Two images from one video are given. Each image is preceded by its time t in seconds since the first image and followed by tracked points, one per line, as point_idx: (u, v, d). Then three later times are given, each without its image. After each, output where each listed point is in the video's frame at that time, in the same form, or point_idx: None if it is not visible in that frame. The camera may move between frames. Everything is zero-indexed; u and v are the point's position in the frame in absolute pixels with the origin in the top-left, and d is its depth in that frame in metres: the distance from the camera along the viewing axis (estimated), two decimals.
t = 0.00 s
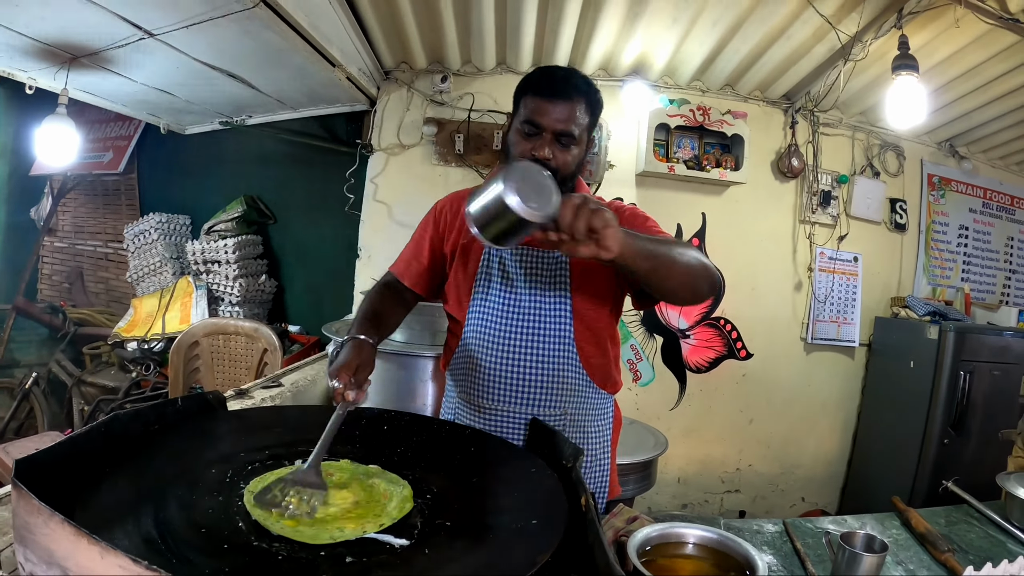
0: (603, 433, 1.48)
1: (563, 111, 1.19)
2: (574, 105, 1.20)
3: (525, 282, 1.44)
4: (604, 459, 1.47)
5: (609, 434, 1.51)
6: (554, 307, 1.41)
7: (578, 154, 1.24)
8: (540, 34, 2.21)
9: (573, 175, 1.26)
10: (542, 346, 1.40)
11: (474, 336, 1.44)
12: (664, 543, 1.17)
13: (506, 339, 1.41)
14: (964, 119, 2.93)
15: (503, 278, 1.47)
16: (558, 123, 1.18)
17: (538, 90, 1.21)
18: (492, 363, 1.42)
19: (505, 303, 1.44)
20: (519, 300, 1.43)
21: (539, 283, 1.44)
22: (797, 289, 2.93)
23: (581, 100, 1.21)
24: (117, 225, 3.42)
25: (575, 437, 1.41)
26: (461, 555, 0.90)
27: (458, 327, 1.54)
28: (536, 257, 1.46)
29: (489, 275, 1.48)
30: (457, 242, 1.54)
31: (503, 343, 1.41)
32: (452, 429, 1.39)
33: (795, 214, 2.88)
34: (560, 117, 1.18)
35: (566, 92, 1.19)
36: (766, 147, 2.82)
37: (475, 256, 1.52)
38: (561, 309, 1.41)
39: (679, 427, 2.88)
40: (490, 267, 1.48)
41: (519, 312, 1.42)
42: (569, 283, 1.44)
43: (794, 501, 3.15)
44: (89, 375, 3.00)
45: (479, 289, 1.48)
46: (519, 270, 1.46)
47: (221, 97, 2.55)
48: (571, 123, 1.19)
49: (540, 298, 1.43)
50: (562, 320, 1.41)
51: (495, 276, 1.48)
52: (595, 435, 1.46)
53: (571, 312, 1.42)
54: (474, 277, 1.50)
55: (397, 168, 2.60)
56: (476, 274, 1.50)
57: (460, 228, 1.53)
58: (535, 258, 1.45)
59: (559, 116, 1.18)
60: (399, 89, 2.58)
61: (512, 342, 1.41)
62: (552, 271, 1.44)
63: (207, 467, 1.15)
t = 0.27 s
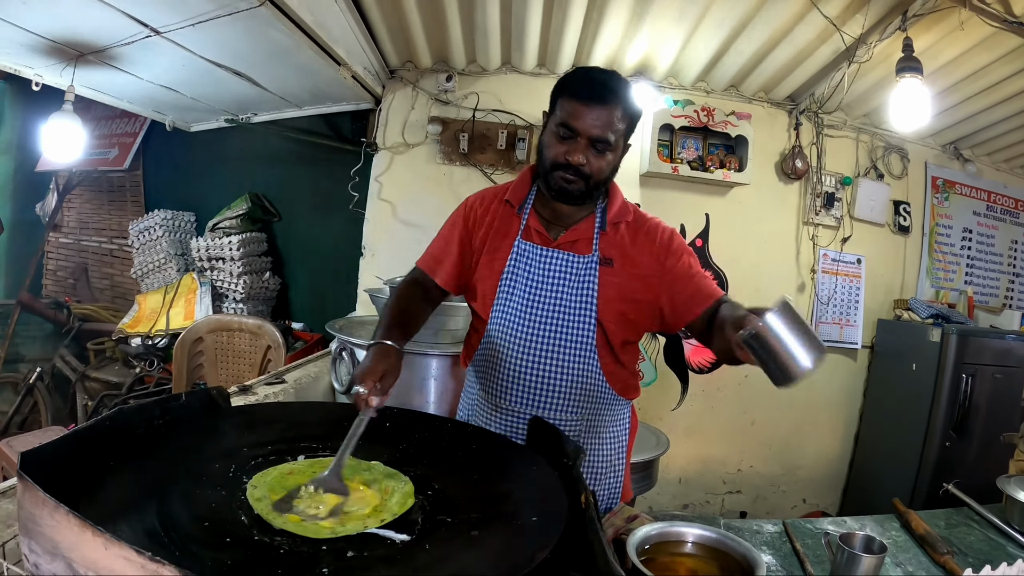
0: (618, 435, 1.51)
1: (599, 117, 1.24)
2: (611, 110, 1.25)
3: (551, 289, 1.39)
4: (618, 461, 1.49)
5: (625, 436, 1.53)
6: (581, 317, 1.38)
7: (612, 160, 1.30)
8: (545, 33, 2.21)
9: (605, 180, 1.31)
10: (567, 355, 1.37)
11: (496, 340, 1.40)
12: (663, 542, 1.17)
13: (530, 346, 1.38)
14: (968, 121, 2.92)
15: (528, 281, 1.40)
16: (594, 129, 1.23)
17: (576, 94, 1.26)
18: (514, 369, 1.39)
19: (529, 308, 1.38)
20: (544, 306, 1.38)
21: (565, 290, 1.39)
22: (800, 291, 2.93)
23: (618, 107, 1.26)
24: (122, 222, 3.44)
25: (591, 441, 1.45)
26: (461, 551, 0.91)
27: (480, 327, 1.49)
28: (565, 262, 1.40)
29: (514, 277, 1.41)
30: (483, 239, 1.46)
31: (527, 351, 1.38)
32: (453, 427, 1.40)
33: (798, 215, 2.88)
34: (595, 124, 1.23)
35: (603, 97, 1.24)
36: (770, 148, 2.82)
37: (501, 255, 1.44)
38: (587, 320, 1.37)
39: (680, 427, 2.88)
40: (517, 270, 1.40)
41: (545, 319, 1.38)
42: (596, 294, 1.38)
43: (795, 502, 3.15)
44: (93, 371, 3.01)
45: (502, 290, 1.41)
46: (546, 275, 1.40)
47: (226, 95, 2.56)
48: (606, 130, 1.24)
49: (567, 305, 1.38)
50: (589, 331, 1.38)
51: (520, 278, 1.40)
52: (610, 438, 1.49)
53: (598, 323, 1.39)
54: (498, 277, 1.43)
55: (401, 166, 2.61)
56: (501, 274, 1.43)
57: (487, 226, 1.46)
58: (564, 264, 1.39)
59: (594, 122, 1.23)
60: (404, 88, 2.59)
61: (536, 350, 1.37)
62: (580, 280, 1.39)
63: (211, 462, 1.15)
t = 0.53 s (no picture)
0: (623, 438, 1.50)
1: (621, 113, 1.24)
2: (634, 107, 1.25)
3: (565, 286, 1.37)
4: (621, 463, 1.49)
5: (629, 439, 1.52)
6: (594, 317, 1.36)
7: (633, 157, 1.30)
8: (539, 26, 2.21)
9: (624, 177, 1.32)
10: (578, 356, 1.36)
11: (507, 335, 1.39)
12: (652, 536, 1.17)
13: (541, 344, 1.36)
14: (963, 118, 2.93)
15: (543, 277, 1.38)
16: (615, 124, 1.23)
17: (599, 88, 1.26)
18: (524, 366, 1.38)
19: (542, 305, 1.37)
20: (557, 303, 1.37)
21: (580, 289, 1.37)
22: (794, 286, 2.93)
23: (641, 104, 1.26)
24: (115, 216, 3.43)
25: (596, 443, 1.44)
26: (449, 544, 0.91)
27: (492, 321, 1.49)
28: (580, 260, 1.38)
29: (528, 272, 1.39)
30: (499, 233, 1.46)
31: (538, 349, 1.36)
32: (445, 420, 1.40)
33: (792, 211, 2.88)
34: (617, 119, 1.23)
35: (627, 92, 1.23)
36: (764, 144, 2.82)
37: (515, 250, 1.43)
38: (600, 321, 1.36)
39: (674, 423, 2.88)
40: (530, 266, 1.39)
41: (557, 317, 1.36)
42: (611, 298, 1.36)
43: (788, 497, 3.16)
44: (86, 365, 3.00)
45: (516, 285, 1.39)
46: (560, 271, 1.38)
47: (220, 88, 2.55)
48: (628, 126, 1.24)
49: (579, 304, 1.37)
50: (602, 332, 1.36)
51: (534, 273, 1.39)
52: (615, 441, 1.48)
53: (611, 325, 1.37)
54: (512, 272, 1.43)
55: (395, 161, 2.60)
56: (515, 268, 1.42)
57: (504, 219, 1.45)
58: (579, 262, 1.38)
59: (616, 118, 1.23)
60: (398, 82, 2.59)
61: (547, 348, 1.36)
62: (595, 279, 1.37)
63: (200, 455, 1.15)
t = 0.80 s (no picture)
0: (627, 435, 1.52)
1: (643, 109, 1.23)
2: (656, 103, 1.24)
3: (578, 283, 1.37)
4: (626, 460, 1.51)
5: (635, 437, 1.54)
6: (607, 315, 1.36)
7: (652, 155, 1.29)
8: (538, 21, 2.20)
9: (642, 174, 1.30)
10: (591, 352, 1.36)
11: (518, 329, 1.38)
12: (648, 531, 1.17)
13: (554, 340, 1.36)
14: (962, 117, 2.93)
15: (556, 273, 1.37)
16: (636, 120, 1.22)
17: (621, 83, 1.25)
18: (535, 361, 1.38)
19: (551, 302, 1.36)
20: (570, 300, 1.36)
21: (594, 287, 1.36)
22: (792, 283, 2.94)
23: (663, 102, 1.25)
24: (113, 209, 3.42)
25: (603, 440, 1.45)
26: (443, 537, 0.91)
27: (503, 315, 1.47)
28: (595, 258, 1.37)
29: (542, 267, 1.38)
30: (512, 224, 1.44)
31: (549, 345, 1.36)
32: (442, 414, 1.39)
33: (791, 208, 2.88)
34: (639, 115, 1.22)
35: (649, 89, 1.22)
36: (763, 140, 2.81)
37: (528, 244, 1.42)
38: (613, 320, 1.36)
39: (671, 419, 2.89)
40: (541, 261, 1.38)
41: (570, 313, 1.36)
42: (625, 298, 1.36)
43: (784, 494, 3.16)
44: (83, 359, 3.00)
45: (529, 279, 1.38)
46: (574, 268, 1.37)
47: (218, 81, 2.54)
48: (649, 123, 1.23)
49: (592, 302, 1.36)
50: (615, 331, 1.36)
51: (548, 268, 1.38)
52: (620, 438, 1.50)
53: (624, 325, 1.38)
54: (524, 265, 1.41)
55: (394, 155, 2.60)
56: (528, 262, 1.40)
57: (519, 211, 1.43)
58: (594, 260, 1.37)
59: (638, 114, 1.22)
60: (396, 76, 2.58)
61: (559, 344, 1.36)
62: (609, 278, 1.37)
63: (195, 447, 1.15)
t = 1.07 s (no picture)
0: (631, 435, 1.52)
1: (653, 106, 1.22)
2: (665, 100, 1.23)
3: (584, 281, 1.36)
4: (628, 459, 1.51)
5: (637, 436, 1.54)
6: (613, 314, 1.36)
7: (661, 152, 1.28)
8: (538, 16, 2.20)
9: (650, 172, 1.30)
10: (596, 351, 1.36)
11: (523, 327, 1.38)
12: (648, 527, 1.17)
13: (559, 338, 1.36)
14: (961, 113, 2.93)
15: (563, 271, 1.37)
16: (645, 117, 1.21)
17: (629, 79, 1.24)
18: (539, 358, 1.38)
19: (556, 300, 1.36)
20: (576, 298, 1.36)
21: (601, 285, 1.36)
22: (791, 280, 2.94)
23: (672, 98, 1.24)
24: (112, 206, 3.41)
25: (607, 439, 1.45)
26: (442, 533, 0.91)
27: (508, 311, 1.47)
28: (602, 256, 1.37)
29: (548, 264, 1.38)
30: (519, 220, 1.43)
31: (555, 343, 1.36)
32: (441, 411, 1.39)
33: (790, 204, 2.88)
34: (648, 113, 1.21)
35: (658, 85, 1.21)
36: (763, 136, 2.81)
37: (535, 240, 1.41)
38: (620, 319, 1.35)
39: (670, 415, 2.89)
40: (548, 259, 1.38)
41: (576, 311, 1.36)
42: (631, 297, 1.36)
43: (783, 490, 3.17)
44: (81, 356, 3.00)
45: (535, 276, 1.38)
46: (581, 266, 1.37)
47: (217, 78, 2.54)
48: (658, 120, 1.22)
49: (598, 300, 1.36)
50: (621, 330, 1.36)
51: (554, 265, 1.37)
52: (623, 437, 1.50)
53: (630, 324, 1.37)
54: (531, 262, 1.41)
55: (393, 151, 2.59)
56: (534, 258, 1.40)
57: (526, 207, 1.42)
58: (601, 258, 1.37)
59: (648, 111, 1.21)
60: (395, 72, 2.58)
61: (565, 342, 1.36)
62: (616, 277, 1.36)
63: (194, 443, 1.14)
